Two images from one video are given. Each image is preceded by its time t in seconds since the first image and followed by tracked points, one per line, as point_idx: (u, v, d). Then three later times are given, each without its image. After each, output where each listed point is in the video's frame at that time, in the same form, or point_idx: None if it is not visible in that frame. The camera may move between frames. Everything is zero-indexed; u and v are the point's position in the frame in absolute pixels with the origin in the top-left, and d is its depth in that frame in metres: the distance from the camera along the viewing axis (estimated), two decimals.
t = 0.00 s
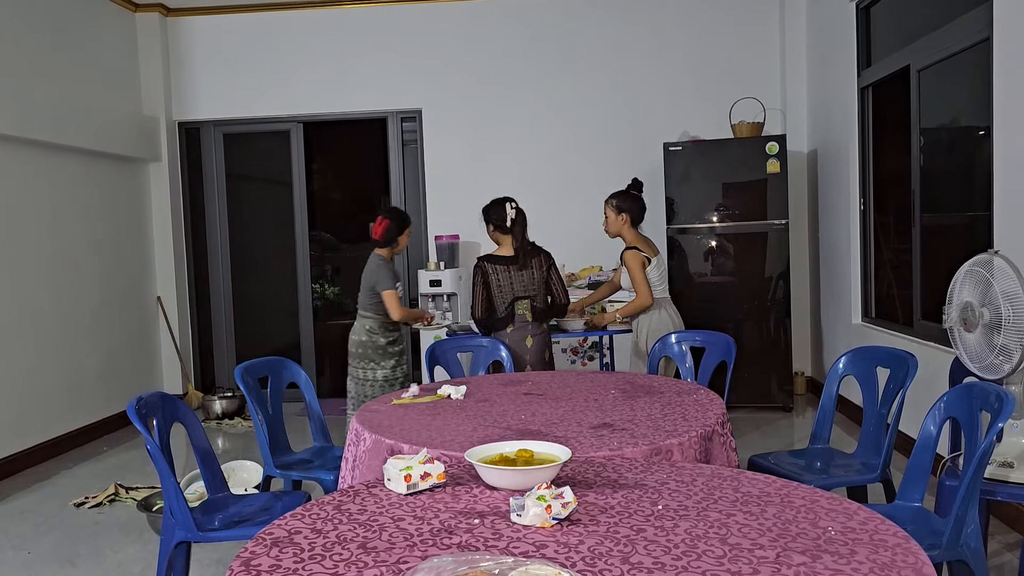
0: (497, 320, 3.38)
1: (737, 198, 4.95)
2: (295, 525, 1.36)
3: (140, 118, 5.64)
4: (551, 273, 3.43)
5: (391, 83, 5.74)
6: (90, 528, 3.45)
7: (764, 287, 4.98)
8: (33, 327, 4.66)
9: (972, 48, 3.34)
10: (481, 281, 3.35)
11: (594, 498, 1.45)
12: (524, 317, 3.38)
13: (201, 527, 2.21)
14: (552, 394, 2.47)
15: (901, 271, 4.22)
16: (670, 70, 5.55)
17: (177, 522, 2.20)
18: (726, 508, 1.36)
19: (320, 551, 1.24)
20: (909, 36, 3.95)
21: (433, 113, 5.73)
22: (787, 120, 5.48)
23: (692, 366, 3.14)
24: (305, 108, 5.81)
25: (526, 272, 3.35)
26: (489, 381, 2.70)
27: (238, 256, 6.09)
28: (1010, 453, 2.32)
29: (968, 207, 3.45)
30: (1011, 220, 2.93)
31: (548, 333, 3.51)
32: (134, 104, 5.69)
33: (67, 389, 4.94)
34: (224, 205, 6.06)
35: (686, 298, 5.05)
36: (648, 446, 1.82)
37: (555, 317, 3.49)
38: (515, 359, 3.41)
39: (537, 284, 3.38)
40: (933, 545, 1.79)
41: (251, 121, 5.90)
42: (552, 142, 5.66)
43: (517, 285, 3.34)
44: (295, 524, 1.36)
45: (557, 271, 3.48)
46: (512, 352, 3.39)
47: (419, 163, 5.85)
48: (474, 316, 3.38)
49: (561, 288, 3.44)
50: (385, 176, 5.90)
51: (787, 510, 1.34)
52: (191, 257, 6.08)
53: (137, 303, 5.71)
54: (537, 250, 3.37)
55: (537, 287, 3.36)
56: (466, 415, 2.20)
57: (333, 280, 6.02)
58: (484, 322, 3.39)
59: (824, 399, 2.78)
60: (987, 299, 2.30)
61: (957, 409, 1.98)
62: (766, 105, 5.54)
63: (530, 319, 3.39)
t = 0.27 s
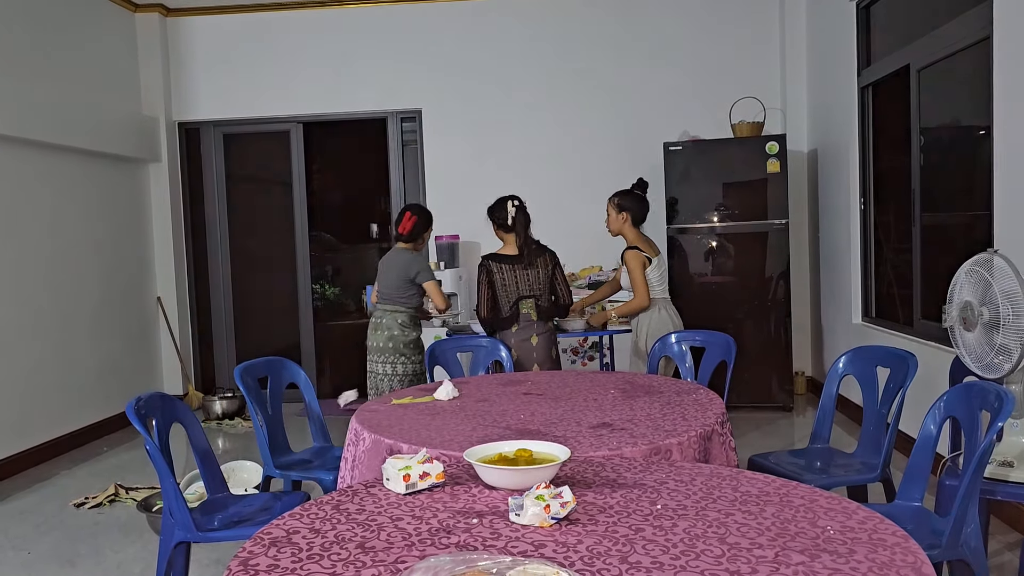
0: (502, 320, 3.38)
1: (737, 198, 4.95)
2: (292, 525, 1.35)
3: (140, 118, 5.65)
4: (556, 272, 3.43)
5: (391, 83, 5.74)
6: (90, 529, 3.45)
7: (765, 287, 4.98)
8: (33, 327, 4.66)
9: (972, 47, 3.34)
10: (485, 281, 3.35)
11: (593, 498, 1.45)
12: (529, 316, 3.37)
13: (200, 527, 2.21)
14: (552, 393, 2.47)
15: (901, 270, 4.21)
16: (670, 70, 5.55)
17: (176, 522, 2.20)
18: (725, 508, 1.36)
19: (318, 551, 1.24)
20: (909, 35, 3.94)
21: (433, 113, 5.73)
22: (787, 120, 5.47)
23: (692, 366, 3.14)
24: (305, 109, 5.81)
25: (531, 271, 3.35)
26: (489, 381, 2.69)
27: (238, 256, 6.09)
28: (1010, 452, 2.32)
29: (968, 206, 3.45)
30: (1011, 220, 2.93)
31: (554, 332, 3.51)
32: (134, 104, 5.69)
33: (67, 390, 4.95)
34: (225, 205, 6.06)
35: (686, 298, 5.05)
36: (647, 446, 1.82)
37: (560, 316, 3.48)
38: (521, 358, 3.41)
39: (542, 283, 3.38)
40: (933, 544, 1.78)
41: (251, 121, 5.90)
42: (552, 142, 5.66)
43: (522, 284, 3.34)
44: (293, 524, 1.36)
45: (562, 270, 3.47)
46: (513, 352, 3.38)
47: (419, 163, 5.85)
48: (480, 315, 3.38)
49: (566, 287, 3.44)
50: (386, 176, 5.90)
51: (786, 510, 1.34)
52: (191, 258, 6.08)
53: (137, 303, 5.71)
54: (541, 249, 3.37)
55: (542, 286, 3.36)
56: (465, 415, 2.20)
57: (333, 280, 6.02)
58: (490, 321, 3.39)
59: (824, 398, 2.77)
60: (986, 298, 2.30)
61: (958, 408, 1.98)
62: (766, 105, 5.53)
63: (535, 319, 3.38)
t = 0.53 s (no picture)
0: (504, 320, 3.39)
1: (737, 199, 4.95)
2: (291, 525, 1.36)
3: (140, 119, 5.65)
4: (557, 272, 3.42)
5: (391, 83, 5.75)
6: (90, 529, 3.45)
7: (764, 288, 4.98)
8: (33, 327, 4.67)
9: (971, 48, 3.34)
10: (486, 282, 3.37)
11: (591, 498, 1.45)
12: (530, 316, 3.37)
13: (200, 527, 2.21)
14: (551, 394, 2.47)
15: (901, 271, 4.21)
16: (670, 70, 5.55)
17: (176, 522, 2.20)
18: (723, 508, 1.36)
19: (316, 551, 1.24)
20: (909, 36, 3.95)
21: (433, 113, 5.73)
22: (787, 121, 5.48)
23: (690, 367, 3.14)
24: (305, 109, 5.81)
25: (531, 271, 3.35)
26: (488, 381, 2.70)
27: (238, 256, 6.09)
28: (1008, 453, 2.32)
29: (967, 207, 3.45)
30: (1010, 221, 2.93)
31: (557, 331, 3.50)
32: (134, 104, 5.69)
33: (67, 389, 4.95)
34: (225, 206, 6.07)
35: (686, 299, 5.05)
36: (646, 446, 1.82)
37: (562, 316, 3.47)
38: (523, 358, 3.42)
39: (543, 282, 3.38)
40: (931, 545, 1.79)
41: (251, 121, 5.91)
42: (551, 142, 5.66)
43: (523, 284, 3.34)
44: (292, 524, 1.36)
45: (564, 269, 3.46)
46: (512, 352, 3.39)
47: (419, 164, 5.85)
48: (481, 316, 3.40)
49: (568, 287, 3.42)
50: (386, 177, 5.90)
51: (783, 511, 1.34)
52: (191, 258, 6.08)
53: (138, 303, 5.71)
54: (540, 248, 3.36)
55: (542, 286, 3.36)
56: (464, 416, 2.20)
57: (333, 280, 6.02)
58: (491, 321, 3.41)
59: (823, 399, 2.78)
60: (983, 299, 2.30)
61: (956, 409, 1.98)
62: (766, 106, 5.54)
63: (536, 318, 3.38)
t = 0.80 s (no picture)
0: (504, 320, 3.40)
1: (737, 199, 4.95)
2: (291, 524, 1.36)
3: (141, 118, 5.65)
4: (558, 271, 3.39)
5: (391, 82, 5.75)
6: (90, 527, 3.45)
7: (764, 288, 4.98)
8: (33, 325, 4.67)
9: (971, 49, 3.34)
10: (487, 281, 3.39)
11: (591, 497, 1.46)
12: (530, 316, 3.36)
13: (200, 526, 2.21)
14: (551, 393, 2.47)
15: (901, 272, 4.21)
16: (670, 70, 5.55)
17: (176, 521, 2.20)
18: (722, 508, 1.37)
19: (316, 550, 1.25)
20: (909, 36, 3.95)
21: (434, 113, 5.73)
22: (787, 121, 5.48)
23: (690, 366, 3.14)
24: (305, 108, 5.81)
25: (531, 270, 3.33)
26: (488, 381, 2.70)
27: (238, 256, 6.10)
28: (1007, 453, 2.32)
29: (967, 207, 3.45)
30: (1010, 222, 2.93)
31: (558, 331, 3.48)
32: (134, 103, 5.69)
33: (67, 388, 4.95)
34: (225, 205, 6.07)
35: (686, 299, 5.05)
36: (645, 446, 1.82)
37: (564, 316, 3.44)
38: (523, 358, 3.41)
39: (543, 282, 3.35)
40: (930, 545, 1.79)
41: (251, 120, 5.91)
42: (552, 142, 5.66)
43: (522, 284, 3.33)
44: (292, 523, 1.36)
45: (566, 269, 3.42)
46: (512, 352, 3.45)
47: (419, 163, 5.85)
48: (482, 315, 3.44)
49: (569, 287, 3.39)
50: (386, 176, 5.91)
51: (783, 510, 1.35)
52: (191, 257, 6.08)
53: (138, 302, 5.71)
54: (539, 248, 3.34)
55: (542, 286, 3.34)
56: (464, 415, 2.21)
57: (333, 280, 6.02)
58: (492, 320, 3.43)
59: (823, 399, 2.78)
60: (982, 300, 2.30)
61: (956, 410, 1.98)
62: (766, 106, 5.54)
63: (536, 318, 3.37)
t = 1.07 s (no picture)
0: (504, 319, 3.40)
1: (737, 198, 4.95)
2: (291, 523, 1.36)
3: (141, 115, 5.64)
4: (559, 271, 3.39)
5: (391, 81, 5.75)
6: (89, 525, 3.45)
7: (764, 288, 4.98)
8: (33, 323, 4.67)
9: (972, 49, 3.34)
10: (487, 280, 3.39)
11: (591, 497, 1.46)
12: (530, 315, 3.36)
13: (199, 524, 2.21)
14: (550, 393, 2.47)
15: (900, 272, 4.21)
16: (670, 70, 5.55)
17: (175, 519, 2.20)
18: (722, 508, 1.37)
19: (316, 549, 1.25)
20: (909, 36, 3.95)
21: (434, 112, 5.73)
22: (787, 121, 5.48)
23: (690, 366, 3.14)
24: (305, 107, 5.81)
25: (532, 270, 3.34)
26: (488, 380, 2.70)
27: (238, 254, 6.09)
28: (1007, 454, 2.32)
29: (967, 208, 3.45)
30: (1009, 223, 2.93)
31: (558, 330, 3.48)
32: (134, 100, 5.69)
33: (67, 386, 4.95)
34: (224, 203, 6.06)
35: (685, 298, 5.05)
36: (645, 445, 1.82)
37: (564, 316, 3.45)
38: (523, 358, 3.41)
39: (543, 282, 3.36)
40: (929, 545, 1.79)
41: (251, 118, 5.90)
42: (552, 141, 5.66)
43: (523, 284, 3.34)
44: (292, 521, 1.36)
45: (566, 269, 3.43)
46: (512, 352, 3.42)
47: (419, 162, 5.85)
48: (482, 314, 3.42)
49: (570, 287, 3.39)
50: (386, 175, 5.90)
51: (783, 510, 1.35)
52: (191, 255, 6.08)
53: (137, 300, 5.71)
54: (540, 248, 3.34)
55: (543, 286, 3.34)
56: (464, 414, 2.21)
57: (333, 278, 6.02)
58: (492, 319, 3.42)
59: (823, 399, 2.78)
60: (982, 300, 2.30)
61: (956, 410, 1.98)
62: (766, 106, 5.54)
63: (536, 318, 3.37)
